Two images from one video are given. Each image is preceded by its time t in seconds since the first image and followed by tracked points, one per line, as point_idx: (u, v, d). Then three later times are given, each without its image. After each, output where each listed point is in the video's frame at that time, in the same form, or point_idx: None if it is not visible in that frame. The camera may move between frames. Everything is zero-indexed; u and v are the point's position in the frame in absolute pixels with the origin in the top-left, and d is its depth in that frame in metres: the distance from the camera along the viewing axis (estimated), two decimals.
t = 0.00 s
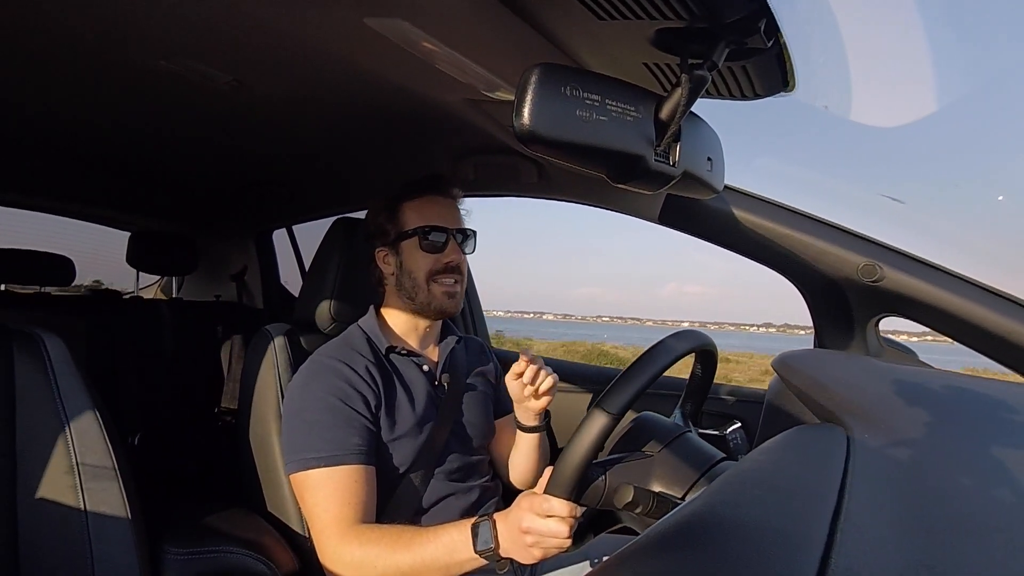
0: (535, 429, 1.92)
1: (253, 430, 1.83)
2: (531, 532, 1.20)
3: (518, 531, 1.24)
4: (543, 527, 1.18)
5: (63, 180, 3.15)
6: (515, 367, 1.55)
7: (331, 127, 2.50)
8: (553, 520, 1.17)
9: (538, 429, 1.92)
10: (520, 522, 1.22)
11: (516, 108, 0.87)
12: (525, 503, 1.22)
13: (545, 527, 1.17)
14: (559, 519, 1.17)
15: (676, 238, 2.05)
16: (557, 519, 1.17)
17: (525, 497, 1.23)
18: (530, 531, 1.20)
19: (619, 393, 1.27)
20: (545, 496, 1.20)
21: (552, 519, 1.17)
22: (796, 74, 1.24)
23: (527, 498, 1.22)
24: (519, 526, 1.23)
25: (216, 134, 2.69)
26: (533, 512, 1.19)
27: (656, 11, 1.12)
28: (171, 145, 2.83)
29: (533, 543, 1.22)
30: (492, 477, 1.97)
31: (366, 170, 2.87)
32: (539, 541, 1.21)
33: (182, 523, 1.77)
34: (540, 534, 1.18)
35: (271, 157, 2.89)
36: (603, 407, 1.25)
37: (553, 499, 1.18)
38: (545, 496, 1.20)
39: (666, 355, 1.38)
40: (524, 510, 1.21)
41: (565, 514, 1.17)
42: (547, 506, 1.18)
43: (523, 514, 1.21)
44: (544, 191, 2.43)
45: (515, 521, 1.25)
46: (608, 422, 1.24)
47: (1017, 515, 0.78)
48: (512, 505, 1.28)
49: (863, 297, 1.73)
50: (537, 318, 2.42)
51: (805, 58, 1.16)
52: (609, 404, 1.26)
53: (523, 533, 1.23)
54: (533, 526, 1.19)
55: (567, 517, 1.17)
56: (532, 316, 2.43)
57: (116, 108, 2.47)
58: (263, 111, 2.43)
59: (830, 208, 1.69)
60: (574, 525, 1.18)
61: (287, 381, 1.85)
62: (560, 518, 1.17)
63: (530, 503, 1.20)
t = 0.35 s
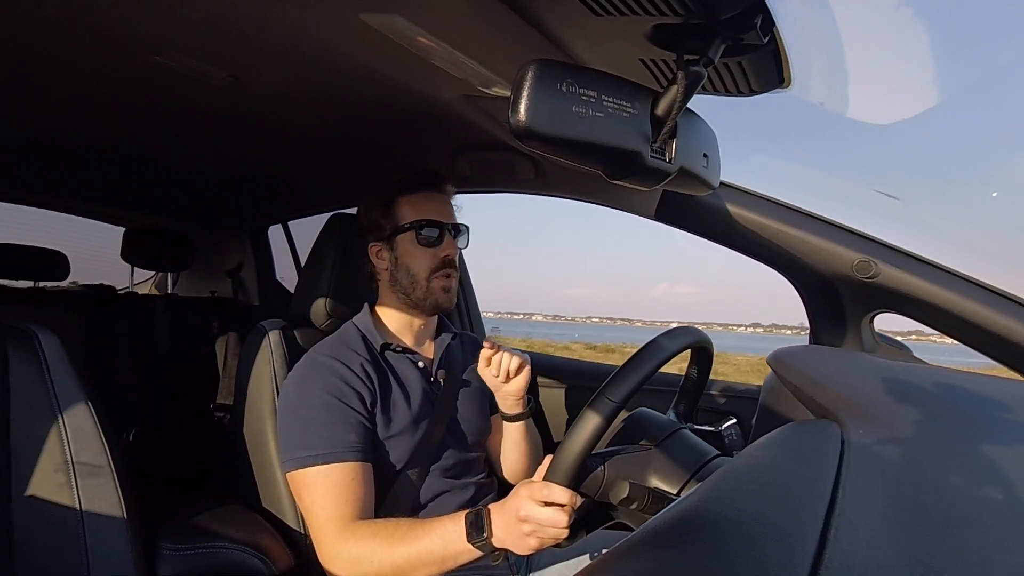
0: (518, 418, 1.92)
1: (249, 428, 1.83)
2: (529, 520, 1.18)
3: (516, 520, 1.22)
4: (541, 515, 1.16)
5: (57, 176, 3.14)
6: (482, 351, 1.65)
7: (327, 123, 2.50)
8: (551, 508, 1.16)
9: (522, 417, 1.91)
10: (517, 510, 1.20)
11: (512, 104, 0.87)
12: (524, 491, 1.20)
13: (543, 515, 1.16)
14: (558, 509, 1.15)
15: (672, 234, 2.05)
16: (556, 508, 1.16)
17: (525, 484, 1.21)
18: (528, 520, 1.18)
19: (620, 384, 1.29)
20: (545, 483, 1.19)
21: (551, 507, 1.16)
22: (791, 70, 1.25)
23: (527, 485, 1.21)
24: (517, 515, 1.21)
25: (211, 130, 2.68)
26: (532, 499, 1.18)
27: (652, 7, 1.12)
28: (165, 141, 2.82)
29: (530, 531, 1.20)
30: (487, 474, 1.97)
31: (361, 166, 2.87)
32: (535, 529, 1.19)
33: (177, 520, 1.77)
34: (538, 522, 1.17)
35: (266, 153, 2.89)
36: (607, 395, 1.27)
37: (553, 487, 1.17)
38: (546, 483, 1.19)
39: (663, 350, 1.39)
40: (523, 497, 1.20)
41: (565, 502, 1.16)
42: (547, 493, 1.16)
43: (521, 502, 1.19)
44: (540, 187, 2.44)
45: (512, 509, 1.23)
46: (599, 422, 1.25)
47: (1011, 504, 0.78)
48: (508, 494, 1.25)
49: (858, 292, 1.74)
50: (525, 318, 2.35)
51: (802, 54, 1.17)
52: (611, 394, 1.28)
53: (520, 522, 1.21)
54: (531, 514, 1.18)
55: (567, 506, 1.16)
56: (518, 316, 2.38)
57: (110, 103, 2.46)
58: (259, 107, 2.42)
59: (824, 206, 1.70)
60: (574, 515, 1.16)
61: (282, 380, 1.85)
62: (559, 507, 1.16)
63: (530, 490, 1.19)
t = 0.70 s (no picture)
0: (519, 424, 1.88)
1: (244, 429, 1.82)
2: (524, 519, 1.16)
3: (511, 519, 1.20)
4: (537, 514, 1.14)
5: (50, 177, 3.13)
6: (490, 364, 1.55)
7: (322, 123, 2.49)
8: (546, 507, 1.14)
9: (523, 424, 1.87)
10: (512, 509, 1.18)
11: (507, 105, 0.87)
12: (520, 490, 1.18)
13: (539, 514, 1.14)
14: (554, 507, 1.14)
15: (667, 235, 2.05)
16: (551, 506, 1.13)
17: (520, 483, 1.19)
18: (524, 518, 1.16)
19: (618, 383, 1.31)
20: (541, 481, 1.17)
21: (546, 505, 1.14)
22: (786, 72, 1.21)
23: (523, 484, 1.19)
24: (513, 514, 1.19)
25: (206, 131, 2.67)
26: (529, 497, 1.16)
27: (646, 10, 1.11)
28: (159, 142, 2.81)
29: (526, 531, 1.18)
30: (483, 476, 1.97)
31: (357, 167, 2.87)
32: (531, 529, 1.17)
33: (171, 521, 1.77)
34: (533, 521, 1.15)
35: (261, 153, 2.88)
36: (604, 393, 1.30)
37: (549, 484, 1.15)
38: (543, 481, 1.17)
39: (654, 352, 1.41)
40: (519, 496, 1.18)
41: (562, 500, 1.13)
42: (543, 491, 1.14)
43: (517, 501, 1.18)
44: (536, 188, 2.44)
45: (508, 509, 1.21)
46: (591, 428, 1.25)
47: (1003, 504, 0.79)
48: (504, 494, 1.23)
49: (852, 293, 1.75)
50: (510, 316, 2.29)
51: (796, 57, 1.17)
52: (608, 391, 1.30)
53: (516, 522, 1.19)
54: (527, 513, 1.16)
55: (563, 505, 1.14)
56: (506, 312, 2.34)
57: (103, 104, 2.45)
58: (253, 108, 2.42)
59: (819, 207, 1.70)
60: (570, 514, 1.14)
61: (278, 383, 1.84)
62: (555, 506, 1.14)
63: (525, 488, 1.17)
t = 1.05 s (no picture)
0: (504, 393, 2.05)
1: (238, 431, 1.82)
2: (524, 506, 1.13)
3: (509, 506, 1.17)
4: (538, 501, 1.11)
5: (43, 177, 3.11)
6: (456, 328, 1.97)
7: (317, 123, 2.49)
8: (547, 494, 1.10)
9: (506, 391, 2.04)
10: (512, 495, 1.15)
11: (502, 106, 0.87)
12: (521, 476, 1.14)
13: (539, 501, 1.11)
14: (554, 494, 1.11)
15: (663, 235, 2.06)
16: (552, 494, 1.10)
17: (522, 469, 1.15)
18: (523, 506, 1.13)
19: (627, 369, 1.34)
20: (545, 466, 1.13)
21: (547, 492, 1.10)
22: (780, 70, 1.20)
23: (525, 470, 1.15)
24: (512, 501, 1.16)
25: (200, 131, 2.67)
26: (530, 483, 1.12)
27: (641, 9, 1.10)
28: (153, 142, 2.81)
29: (525, 519, 1.15)
30: (476, 475, 1.97)
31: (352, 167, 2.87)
32: (530, 517, 1.14)
33: (165, 522, 1.77)
34: (533, 509, 1.12)
35: (256, 153, 2.88)
36: (614, 380, 1.32)
37: (552, 470, 1.11)
38: (547, 467, 1.13)
39: (650, 351, 1.41)
40: (519, 482, 1.14)
41: (565, 487, 1.09)
42: (545, 478, 1.10)
43: (518, 487, 1.14)
44: (531, 188, 2.44)
45: (507, 495, 1.17)
46: (587, 428, 1.25)
47: (996, 501, 0.79)
48: (504, 479, 1.19)
49: (846, 293, 1.76)
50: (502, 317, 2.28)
51: (790, 58, 1.18)
52: (618, 377, 1.33)
53: (515, 508, 1.16)
54: (527, 500, 1.12)
55: (564, 492, 1.11)
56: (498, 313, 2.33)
57: (97, 103, 2.44)
58: (248, 108, 2.41)
59: (813, 207, 1.71)
60: (570, 501, 1.12)
61: (271, 383, 1.83)
62: (555, 493, 1.11)
63: (527, 474, 1.13)
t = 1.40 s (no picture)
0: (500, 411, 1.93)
1: (231, 429, 1.81)
2: (518, 505, 1.13)
3: (503, 504, 1.17)
4: (532, 499, 1.11)
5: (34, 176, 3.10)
6: (467, 352, 1.70)
7: (311, 122, 2.48)
8: (542, 492, 1.11)
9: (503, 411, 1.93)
10: (506, 494, 1.14)
11: (496, 104, 0.87)
12: (514, 474, 1.14)
13: (534, 499, 1.11)
14: (548, 492, 1.11)
15: (657, 234, 2.06)
16: (547, 491, 1.10)
17: (515, 467, 1.15)
18: (518, 505, 1.13)
19: (620, 368, 1.36)
20: (538, 464, 1.13)
21: (541, 489, 1.11)
22: (774, 73, 1.22)
23: (518, 469, 1.14)
24: (505, 499, 1.16)
25: (192, 129, 2.66)
26: (524, 481, 1.11)
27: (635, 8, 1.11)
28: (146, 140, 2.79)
29: (519, 517, 1.15)
30: (470, 475, 1.97)
31: (346, 166, 2.86)
32: (525, 515, 1.14)
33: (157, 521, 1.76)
34: (528, 507, 1.12)
35: (249, 152, 2.87)
36: (607, 379, 1.33)
37: (546, 468, 1.11)
38: (540, 465, 1.13)
39: (642, 354, 1.41)
40: (513, 480, 1.13)
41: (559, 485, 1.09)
42: (540, 476, 1.10)
43: (511, 485, 1.13)
44: (525, 187, 2.44)
45: (501, 493, 1.17)
46: (577, 431, 1.25)
47: (985, 502, 0.80)
48: (496, 478, 1.19)
49: (839, 291, 1.77)
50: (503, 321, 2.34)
51: (783, 58, 1.18)
52: (611, 377, 1.34)
53: (509, 507, 1.16)
54: (521, 498, 1.12)
55: (558, 489, 1.11)
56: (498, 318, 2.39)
57: (89, 102, 2.43)
58: (241, 106, 2.40)
59: (807, 207, 1.71)
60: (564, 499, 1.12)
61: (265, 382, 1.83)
62: (549, 491, 1.11)
63: (521, 472, 1.12)
